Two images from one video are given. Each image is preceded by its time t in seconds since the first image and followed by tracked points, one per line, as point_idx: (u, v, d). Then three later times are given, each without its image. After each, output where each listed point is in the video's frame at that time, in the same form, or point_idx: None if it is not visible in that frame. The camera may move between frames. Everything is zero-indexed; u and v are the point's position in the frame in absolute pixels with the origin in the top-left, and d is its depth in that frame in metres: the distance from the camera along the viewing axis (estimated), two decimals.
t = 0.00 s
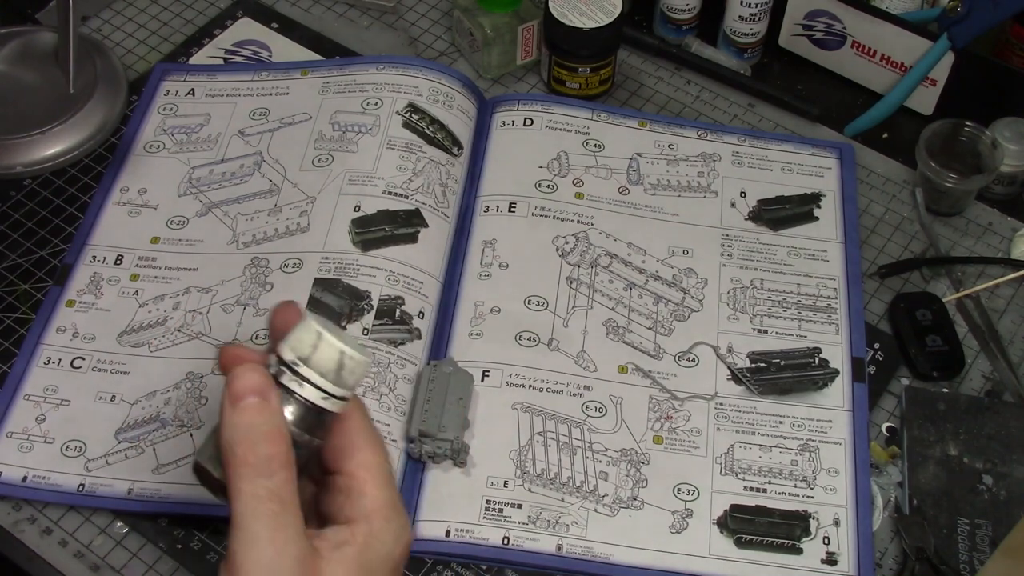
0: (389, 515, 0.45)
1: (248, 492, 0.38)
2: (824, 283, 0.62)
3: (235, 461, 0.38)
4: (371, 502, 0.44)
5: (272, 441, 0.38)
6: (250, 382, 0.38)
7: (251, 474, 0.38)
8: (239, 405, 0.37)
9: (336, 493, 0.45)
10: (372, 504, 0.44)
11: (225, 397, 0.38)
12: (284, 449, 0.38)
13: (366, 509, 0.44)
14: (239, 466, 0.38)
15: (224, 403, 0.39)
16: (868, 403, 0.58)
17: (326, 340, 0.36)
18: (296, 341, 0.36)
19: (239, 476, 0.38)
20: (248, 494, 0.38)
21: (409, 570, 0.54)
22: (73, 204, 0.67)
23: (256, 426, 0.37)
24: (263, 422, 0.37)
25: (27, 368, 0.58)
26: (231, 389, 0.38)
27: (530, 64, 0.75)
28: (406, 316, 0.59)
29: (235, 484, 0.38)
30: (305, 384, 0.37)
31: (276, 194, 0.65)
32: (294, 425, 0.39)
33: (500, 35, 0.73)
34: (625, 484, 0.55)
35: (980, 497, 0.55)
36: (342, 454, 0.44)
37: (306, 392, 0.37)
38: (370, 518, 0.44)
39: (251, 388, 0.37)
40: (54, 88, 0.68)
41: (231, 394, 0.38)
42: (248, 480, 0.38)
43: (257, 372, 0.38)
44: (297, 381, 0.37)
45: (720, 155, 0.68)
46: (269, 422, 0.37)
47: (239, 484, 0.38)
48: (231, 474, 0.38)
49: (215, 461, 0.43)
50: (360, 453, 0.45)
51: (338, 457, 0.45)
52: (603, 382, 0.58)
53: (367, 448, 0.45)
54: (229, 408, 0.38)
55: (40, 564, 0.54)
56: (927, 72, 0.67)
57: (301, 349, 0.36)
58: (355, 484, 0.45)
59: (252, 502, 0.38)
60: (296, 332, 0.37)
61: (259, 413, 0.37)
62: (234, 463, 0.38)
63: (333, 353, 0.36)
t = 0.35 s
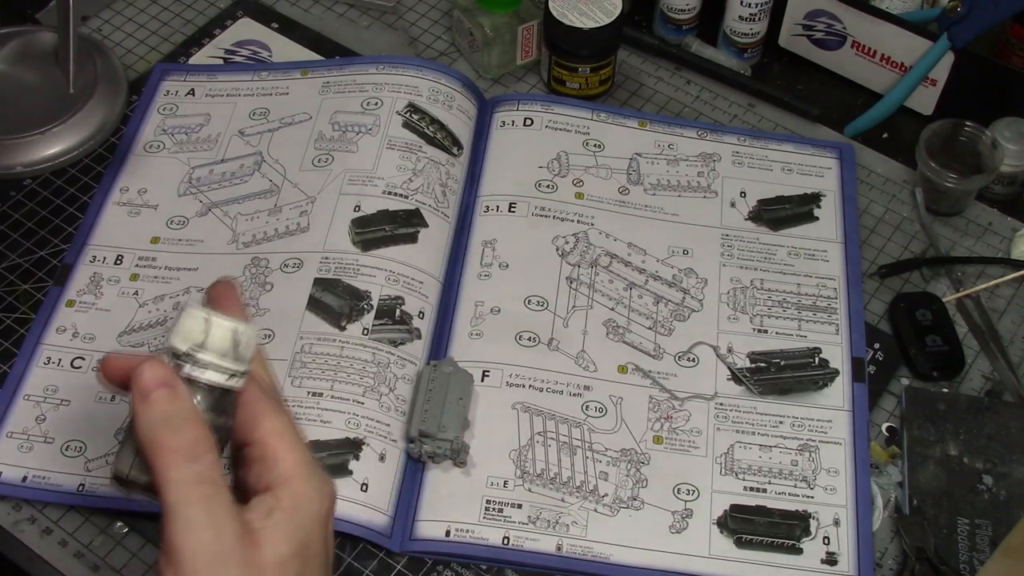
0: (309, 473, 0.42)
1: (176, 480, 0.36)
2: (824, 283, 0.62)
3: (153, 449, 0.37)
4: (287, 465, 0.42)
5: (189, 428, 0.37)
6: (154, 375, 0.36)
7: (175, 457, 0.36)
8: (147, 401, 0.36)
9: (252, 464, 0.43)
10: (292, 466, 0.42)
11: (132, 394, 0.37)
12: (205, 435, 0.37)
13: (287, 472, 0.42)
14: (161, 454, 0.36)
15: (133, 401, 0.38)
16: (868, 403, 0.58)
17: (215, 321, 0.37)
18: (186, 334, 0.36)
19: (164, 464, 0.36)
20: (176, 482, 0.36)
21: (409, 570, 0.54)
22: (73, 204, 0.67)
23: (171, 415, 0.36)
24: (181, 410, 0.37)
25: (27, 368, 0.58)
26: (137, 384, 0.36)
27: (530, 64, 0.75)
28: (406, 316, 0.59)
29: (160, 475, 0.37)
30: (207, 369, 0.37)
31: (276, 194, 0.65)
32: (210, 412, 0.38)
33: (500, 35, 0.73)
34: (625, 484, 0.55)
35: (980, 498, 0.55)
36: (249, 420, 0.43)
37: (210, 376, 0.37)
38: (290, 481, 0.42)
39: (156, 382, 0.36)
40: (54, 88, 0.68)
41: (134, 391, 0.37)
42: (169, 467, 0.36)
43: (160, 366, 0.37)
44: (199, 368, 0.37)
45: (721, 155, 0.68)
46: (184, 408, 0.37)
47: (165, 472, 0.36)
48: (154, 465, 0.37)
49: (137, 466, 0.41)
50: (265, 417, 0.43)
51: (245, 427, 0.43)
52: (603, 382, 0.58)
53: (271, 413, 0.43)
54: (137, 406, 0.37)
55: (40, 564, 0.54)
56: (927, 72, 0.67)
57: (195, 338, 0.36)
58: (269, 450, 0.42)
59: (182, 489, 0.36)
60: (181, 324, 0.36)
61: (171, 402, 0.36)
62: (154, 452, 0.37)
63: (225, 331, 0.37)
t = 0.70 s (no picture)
0: (310, 464, 0.43)
1: (168, 469, 0.36)
2: (824, 283, 0.62)
3: (148, 436, 0.36)
4: (289, 455, 0.43)
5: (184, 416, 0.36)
6: (155, 360, 0.36)
7: (167, 447, 0.36)
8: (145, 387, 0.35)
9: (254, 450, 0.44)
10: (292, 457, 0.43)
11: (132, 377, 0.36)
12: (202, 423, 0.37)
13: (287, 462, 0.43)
14: (155, 442, 0.36)
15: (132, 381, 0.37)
16: (868, 403, 0.58)
17: (222, 307, 0.36)
18: (193, 318, 0.36)
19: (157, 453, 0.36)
20: (166, 471, 0.36)
21: (409, 570, 0.54)
22: (73, 204, 0.67)
23: (168, 404, 0.36)
24: (178, 399, 0.36)
25: (27, 368, 0.58)
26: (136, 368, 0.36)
27: (530, 64, 0.75)
28: (406, 316, 0.59)
29: (153, 463, 0.36)
30: (209, 355, 0.36)
31: (276, 194, 0.65)
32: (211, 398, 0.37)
33: (500, 36, 0.73)
34: (625, 484, 0.55)
35: (980, 497, 0.55)
36: (256, 408, 0.43)
37: (213, 364, 0.36)
38: (289, 472, 0.42)
39: (156, 367, 0.35)
40: (54, 88, 0.68)
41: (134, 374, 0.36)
42: (164, 455, 0.36)
43: (161, 350, 0.36)
44: (203, 354, 0.36)
45: (721, 155, 0.68)
46: (184, 396, 0.36)
47: (158, 461, 0.36)
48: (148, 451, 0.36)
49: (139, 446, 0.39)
50: (271, 407, 0.43)
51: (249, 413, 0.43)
52: (603, 382, 0.58)
53: (276, 401, 0.44)
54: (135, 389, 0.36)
55: (40, 564, 0.54)
56: (927, 72, 0.67)
57: (199, 323, 0.36)
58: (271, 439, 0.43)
59: (174, 481, 0.36)
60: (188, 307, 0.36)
61: (168, 390, 0.36)
62: (148, 438, 0.36)
63: (230, 318, 0.36)
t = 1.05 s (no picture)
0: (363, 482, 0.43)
1: (247, 504, 0.36)
2: (824, 283, 0.62)
3: (225, 469, 0.36)
4: (343, 474, 0.42)
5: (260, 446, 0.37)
6: (229, 388, 0.37)
7: (244, 480, 0.36)
8: (223, 414, 0.36)
9: (302, 467, 0.42)
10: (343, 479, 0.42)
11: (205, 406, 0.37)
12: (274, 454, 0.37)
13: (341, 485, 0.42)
14: (231, 475, 0.36)
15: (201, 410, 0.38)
16: (868, 403, 0.58)
17: (290, 327, 0.38)
18: (259, 338, 0.38)
19: (236, 487, 0.36)
20: (246, 506, 0.36)
21: (409, 570, 0.54)
22: (73, 204, 0.67)
23: (247, 433, 0.37)
24: (254, 426, 0.37)
25: (27, 368, 0.58)
26: (213, 396, 0.37)
27: (530, 64, 0.75)
28: (406, 316, 0.59)
29: (232, 499, 0.36)
30: (279, 376, 0.38)
31: (276, 194, 0.65)
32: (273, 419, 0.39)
33: (500, 35, 0.73)
34: (625, 484, 0.55)
35: (981, 497, 0.55)
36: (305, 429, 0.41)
37: (281, 386, 0.38)
38: (345, 492, 0.42)
39: (230, 395, 0.37)
40: (54, 88, 0.68)
41: (207, 404, 0.37)
42: (242, 490, 0.36)
43: (235, 376, 0.37)
44: (272, 376, 0.38)
45: (721, 155, 0.68)
46: (258, 423, 0.37)
47: (237, 495, 0.36)
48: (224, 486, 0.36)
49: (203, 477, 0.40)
50: (320, 422, 0.41)
51: (297, 433, 0.41)
52: (602, 382, 0.58)
53: (326, 416, 0.42)
54: (209, 418, 0.37)
55: (40, 564, 0.54)
56: (927, 72, 0.67)
57: (266, 343, 0.38)
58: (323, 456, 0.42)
59: (252, 514, 0.36)
60: (253, 327, 0.38)
61: (246, 417, 0.37)
62: (224, 470, 0.36)
63: (298, 338, 0.38)
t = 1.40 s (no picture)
0: (374, 493, 0.46)
1: (263, 519, 0.37)
2: (824, 283, 0.62)
3: (243, 487, 0.36)
4: (354, 486, 0.45)
5: (281, 465, 0.37)
6: (250, 404, 0.35)
7: (261, 497, 0.36)
8: (243, 431, 0.35)
9: (315, 480, 0.46)
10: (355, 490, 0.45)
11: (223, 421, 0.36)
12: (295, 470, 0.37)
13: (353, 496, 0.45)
14: (248, 491, 0.36)
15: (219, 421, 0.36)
16: (868, 403, 0.58)
17: (309, 344, 0.36)
18: (278, 352, 0.36)
19: (254, 503, 0.36)
20: (263, 522, 0.37)
21: (409, 570, 0.54)
22: (73, 204, 0.67)
23: (266, 451, 0.36)
24: (274, 444, 0.36)
25: (27, 368, 0.58)
26: (234, 412, 0.35)
27: (530, 64, 0.75)
28: (406, 316, 0.59)
29: (248, 513, 0.37)
30: (298, 391, 0.37)
31: (276, 194, 0.65)
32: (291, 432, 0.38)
33: (500, 36, 0.73)
34: (625, 484, 0.55)
35: (980, 498, 0.55)
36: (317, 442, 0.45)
37: (298, 399, 0.37)
38: (355, 504, 0.45)
39: (252, 410, 0.35)
40: (54, 88, 0.68)
41: (227, 418, 0.35)
42: (258, 506, 0.37)
43: (256, 390, 0.36)
44: (289, 391, 0.37)
45: (721, 155, 0.68)
46: (278, 441, 0.36)
47: (254, 511, 0.37)
48: (240, 500, 0.37)
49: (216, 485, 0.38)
50: (332, 436, 0.45)
51: (312, 444, 0.45)
52: (602, 382, 0.58)
53: (337, 431, 0.45)
54: (227, 432, 0.36)
55: (40, 564, 0.54)
56: (927, 72, 0.67)
57: (285, 358, 0.36)
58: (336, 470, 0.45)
59: (268, 530, 0.37)
60: (272, 340, 0.36)
61: (265, 435, 0.36)
62: (243, 487, 0.36)
63: (319, 355, 0.36)
